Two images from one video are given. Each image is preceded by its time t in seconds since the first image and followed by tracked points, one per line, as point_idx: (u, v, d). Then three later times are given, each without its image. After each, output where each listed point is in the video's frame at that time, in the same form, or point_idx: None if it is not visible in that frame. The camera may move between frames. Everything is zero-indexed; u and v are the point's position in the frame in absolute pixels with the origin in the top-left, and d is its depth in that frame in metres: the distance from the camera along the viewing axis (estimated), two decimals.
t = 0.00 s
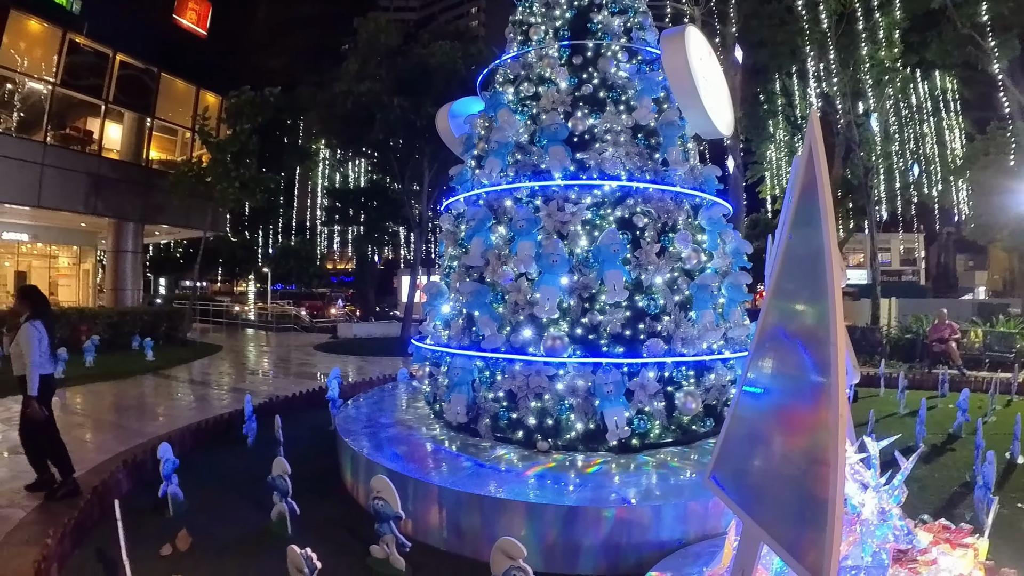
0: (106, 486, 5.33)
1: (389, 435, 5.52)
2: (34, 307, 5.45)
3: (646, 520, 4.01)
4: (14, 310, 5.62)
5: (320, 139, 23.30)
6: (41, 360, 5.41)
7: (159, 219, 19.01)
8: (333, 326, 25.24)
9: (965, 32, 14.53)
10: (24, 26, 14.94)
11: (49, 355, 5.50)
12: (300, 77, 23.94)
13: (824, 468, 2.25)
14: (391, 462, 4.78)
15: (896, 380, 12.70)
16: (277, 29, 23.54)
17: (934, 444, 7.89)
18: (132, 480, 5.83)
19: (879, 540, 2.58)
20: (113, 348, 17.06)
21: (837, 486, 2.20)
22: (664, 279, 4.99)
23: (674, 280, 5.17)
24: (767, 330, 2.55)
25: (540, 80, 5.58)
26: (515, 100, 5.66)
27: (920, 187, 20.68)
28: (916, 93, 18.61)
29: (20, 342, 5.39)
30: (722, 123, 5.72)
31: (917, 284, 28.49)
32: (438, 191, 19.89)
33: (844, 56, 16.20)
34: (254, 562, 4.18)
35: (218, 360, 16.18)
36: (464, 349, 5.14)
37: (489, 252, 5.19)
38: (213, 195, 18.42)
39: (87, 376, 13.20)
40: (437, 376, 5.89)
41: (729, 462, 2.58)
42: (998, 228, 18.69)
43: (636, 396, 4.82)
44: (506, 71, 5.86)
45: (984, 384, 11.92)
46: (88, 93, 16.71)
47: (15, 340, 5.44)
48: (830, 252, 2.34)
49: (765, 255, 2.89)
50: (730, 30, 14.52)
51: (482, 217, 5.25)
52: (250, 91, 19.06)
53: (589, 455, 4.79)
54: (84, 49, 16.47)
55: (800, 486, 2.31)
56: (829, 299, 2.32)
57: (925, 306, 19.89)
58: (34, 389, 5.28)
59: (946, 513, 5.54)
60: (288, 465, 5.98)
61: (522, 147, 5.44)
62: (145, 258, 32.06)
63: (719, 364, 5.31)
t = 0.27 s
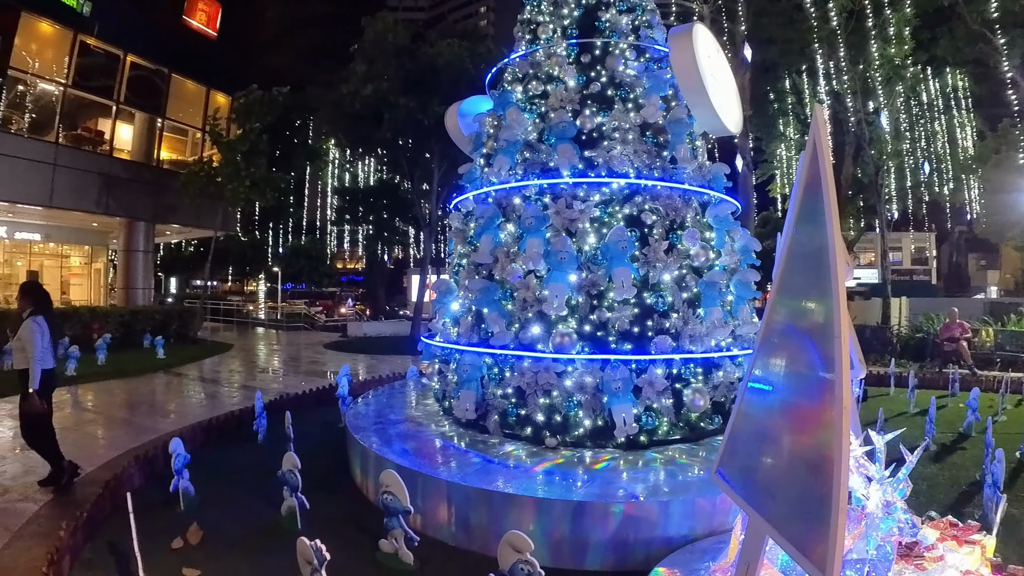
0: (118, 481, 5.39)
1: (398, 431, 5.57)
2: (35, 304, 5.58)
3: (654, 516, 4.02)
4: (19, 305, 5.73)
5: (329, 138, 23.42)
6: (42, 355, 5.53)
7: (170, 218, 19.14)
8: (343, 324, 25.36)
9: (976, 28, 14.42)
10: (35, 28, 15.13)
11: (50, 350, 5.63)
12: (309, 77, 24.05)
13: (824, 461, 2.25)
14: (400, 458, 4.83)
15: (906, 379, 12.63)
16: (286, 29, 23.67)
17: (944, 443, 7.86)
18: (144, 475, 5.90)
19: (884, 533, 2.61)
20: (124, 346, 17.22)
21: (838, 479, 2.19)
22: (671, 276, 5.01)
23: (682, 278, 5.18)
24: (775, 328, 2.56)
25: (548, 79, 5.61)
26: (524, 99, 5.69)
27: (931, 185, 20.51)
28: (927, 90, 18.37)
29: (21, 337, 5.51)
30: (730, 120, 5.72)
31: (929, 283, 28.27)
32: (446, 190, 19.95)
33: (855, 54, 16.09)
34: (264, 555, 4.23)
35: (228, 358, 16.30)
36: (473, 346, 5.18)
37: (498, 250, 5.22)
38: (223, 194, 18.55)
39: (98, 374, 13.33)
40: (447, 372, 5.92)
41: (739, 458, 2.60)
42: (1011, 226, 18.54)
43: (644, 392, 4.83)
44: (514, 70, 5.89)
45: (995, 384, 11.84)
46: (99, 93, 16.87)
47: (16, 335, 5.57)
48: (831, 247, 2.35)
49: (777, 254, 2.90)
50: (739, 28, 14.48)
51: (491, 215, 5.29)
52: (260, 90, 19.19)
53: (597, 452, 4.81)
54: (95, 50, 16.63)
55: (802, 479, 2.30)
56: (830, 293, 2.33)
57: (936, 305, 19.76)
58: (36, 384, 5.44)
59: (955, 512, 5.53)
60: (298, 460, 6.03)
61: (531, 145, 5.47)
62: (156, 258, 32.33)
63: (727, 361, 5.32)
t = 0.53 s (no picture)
0: (130, 476, 5.45)
1: (409, 428, 5.61)
2: (31, 303, 5.70)
3: (663, 513, 4.04)
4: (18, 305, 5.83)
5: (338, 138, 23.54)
6: (38, 352, 5.59)
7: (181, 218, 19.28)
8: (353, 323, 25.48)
9: (987, 25, 14.31)
10: (47, 30, 15.28)
11: (47, 348, 5.68)
12: (318, 77, 24.17)
13: (832, 453, 2.27)
14: (410, 454, 4.86)
15: (917, 379, 12.56)
16: (295, 29, 23.80)
17: (955, 442, 7.82)
18: (156, 471, 5.96)
19: (891, 527, 2.62)
20: (136, 344, 17.38)
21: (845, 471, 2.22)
22: (681, 273, 5.02)
23: (692, 275, 5.18)
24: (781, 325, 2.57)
25: (557, 77, 5.63)
26: (533, 97, 5.72)
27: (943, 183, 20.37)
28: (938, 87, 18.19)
29: (16, 336, 5.58)
30: (739, 117, 5.72)
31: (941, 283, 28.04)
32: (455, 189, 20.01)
33: (865, 52, 16.00)
34: (275, 549, 4.28)
35: (239, 356, 16.43)
36: (483, 343, 5.21)
37: (508, 247, 5.25)
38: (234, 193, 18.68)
39: (110, 371, 13.48)
40: (457, 370, 5.96)
41: (743, 453, 2.62)
42: None
43: (654, 389, 4.84)
44: (524, 68, 5.92)
45: (1008, 383, 11.75)
46: (111, 94, 17.04)
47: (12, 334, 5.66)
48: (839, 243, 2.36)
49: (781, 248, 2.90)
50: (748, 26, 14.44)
51: (501, 212, 5.32)
52: (269, 90, 19.31)
53: (607, 449, 4.83)
54: (106, 51, 16.79)
55: (811, 474, 2.32)
56: (837, 289, 2.35)
57: (948, 304, 19.61)
58: (28, 380, 5.51)
59: (966, 511, 5.51)
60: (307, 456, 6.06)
61: (541, 143, 5.51)
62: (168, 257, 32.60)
63: (737, 359, 5.32)
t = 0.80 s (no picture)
0: (141, 472, 5.50)
1: (418, 425, 5.64)
2: (15, 302, 5.75)
3: (670, 510, 4.06)
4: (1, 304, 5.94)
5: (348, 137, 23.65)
6: (20, 351, 5.74)
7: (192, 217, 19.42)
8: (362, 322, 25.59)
9: (999, 21, 14.18)
10: (58, 31, 15.46)
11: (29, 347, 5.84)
12: (326, 76, 24.27)
13: (839, 450, 2.27)
14: (419, 450, 4.90)
15: (928, 378, 12.49)
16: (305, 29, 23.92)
17: (965, 441, 7.78)
18: (167, 466, 6.01)
19: (896, 522, 2.62)
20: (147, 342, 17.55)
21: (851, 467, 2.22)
22: (689, 270, 5.02)
23: (700, 272, 5.18)
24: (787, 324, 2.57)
25: (565, 75, 5.64)
26: (542, 95, 5.74)
27: (955, 181, 20.21)
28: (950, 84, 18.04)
29: None
30: (748, 114, 5.71)
31: (953, 281, 27.83)
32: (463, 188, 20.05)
33: (876, 48, 15.89)
34: (285, 543, 4.32)
35: (249, 354, 16.56)
36: (491, 340, 5.23)
37: (516, 245, 5.27)
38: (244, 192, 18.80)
39: (122, 369, 13.63)
40: (465, 367, 5.99)
41: (749, 451, 2.62)
42: None
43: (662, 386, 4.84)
44: (532, 66, 5.93)
45: (1020, 383, 11.66)
46: (122, 94, 17.21)
47: None
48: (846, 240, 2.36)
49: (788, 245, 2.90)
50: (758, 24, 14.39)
51: (510, 210, 5.34)
52: (279, 90, 19.43)
53: (615, 446, 4.84)
54: (117, 52, 16.95)
55: (818, 471, 2.32)
56: (843, 286, 2.35)
57: (960, 303, 19.46)
58: (11, 379, 5.62)
59: (976, 510, 5.48)
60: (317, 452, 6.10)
61: (549, 141, 5.53)
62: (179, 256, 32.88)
63: (745, 356, 5.31)
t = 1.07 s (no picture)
0: (151, 465, 5.56)
1: (426, 420, 5.69)
2: (8, 297, 5.84)
3: (676, 504, 4.08)
4: None
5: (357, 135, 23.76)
6: (13, 345, 5.79)
7: (202, 215, 19.53)
8: (371, 319, 25.71)
9: (1010, 16, 14.06)
10: (68, 31, 15.68)
11: (21, 340, 5.88)
12: (336, 75, 24.36)
13: (839, 447, 2.24)
14: (426, 444, 4.94)
15: (938, 376, 12.43)
16: (314, 28, 24.05)
17: (974, 439, 7.75)
18: (177, 460, 6.07)
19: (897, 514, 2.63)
20: (157, 339, 17.71)
21: (852, 464, 2.19)
22: (695, 266, 5.03)
23: (707, 268, 5.19)
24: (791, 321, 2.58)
25: (572, 71, 5.66)
26: (549, 92, 5.76)
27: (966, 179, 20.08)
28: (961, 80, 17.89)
29: None
30: (756, 111, 5.71)
31: (965, 279, 27.61)
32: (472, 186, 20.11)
33: (886, 44, 15.83)
34: (293, 535, 4.37)
35: (259, 351, 16.69)
36: (499, 336, 5.26)
37: (523, 241, 5.31)
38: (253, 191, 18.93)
39: (133, 365, 13.77)
40: (473, 362, 6.02)
41: (755, 448, 2.63)
42: None
43: (668, 381, 4.85)
44: (539, 64, 5.96)
45: None
46: (133, 94, 17.44)
47: None
48: (846, 234, 2.36)
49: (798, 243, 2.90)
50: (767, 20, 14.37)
51: (517, 207, 5.31)
52: (288, 88, 19.56)
53: (621, 441, 4.86)
54: (126, 52, 17.13)
55: (821, 468, 2.29)
56: (844, 280, 2.34)
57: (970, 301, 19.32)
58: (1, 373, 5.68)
59: (982, 507, 5.47)
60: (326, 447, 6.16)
61: (556, 137, 5.56)
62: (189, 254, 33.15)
63: (752, 352, 5.32)
